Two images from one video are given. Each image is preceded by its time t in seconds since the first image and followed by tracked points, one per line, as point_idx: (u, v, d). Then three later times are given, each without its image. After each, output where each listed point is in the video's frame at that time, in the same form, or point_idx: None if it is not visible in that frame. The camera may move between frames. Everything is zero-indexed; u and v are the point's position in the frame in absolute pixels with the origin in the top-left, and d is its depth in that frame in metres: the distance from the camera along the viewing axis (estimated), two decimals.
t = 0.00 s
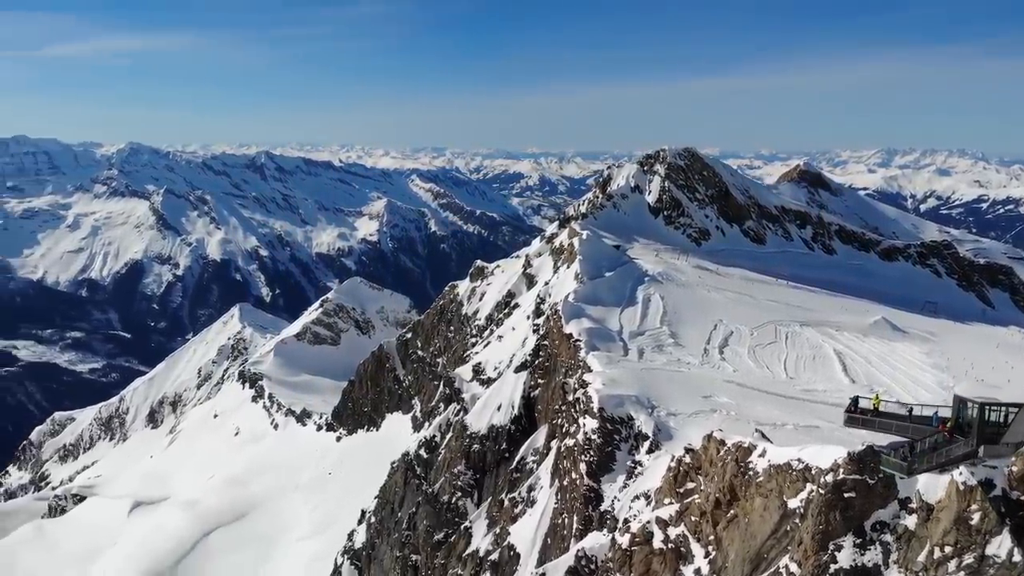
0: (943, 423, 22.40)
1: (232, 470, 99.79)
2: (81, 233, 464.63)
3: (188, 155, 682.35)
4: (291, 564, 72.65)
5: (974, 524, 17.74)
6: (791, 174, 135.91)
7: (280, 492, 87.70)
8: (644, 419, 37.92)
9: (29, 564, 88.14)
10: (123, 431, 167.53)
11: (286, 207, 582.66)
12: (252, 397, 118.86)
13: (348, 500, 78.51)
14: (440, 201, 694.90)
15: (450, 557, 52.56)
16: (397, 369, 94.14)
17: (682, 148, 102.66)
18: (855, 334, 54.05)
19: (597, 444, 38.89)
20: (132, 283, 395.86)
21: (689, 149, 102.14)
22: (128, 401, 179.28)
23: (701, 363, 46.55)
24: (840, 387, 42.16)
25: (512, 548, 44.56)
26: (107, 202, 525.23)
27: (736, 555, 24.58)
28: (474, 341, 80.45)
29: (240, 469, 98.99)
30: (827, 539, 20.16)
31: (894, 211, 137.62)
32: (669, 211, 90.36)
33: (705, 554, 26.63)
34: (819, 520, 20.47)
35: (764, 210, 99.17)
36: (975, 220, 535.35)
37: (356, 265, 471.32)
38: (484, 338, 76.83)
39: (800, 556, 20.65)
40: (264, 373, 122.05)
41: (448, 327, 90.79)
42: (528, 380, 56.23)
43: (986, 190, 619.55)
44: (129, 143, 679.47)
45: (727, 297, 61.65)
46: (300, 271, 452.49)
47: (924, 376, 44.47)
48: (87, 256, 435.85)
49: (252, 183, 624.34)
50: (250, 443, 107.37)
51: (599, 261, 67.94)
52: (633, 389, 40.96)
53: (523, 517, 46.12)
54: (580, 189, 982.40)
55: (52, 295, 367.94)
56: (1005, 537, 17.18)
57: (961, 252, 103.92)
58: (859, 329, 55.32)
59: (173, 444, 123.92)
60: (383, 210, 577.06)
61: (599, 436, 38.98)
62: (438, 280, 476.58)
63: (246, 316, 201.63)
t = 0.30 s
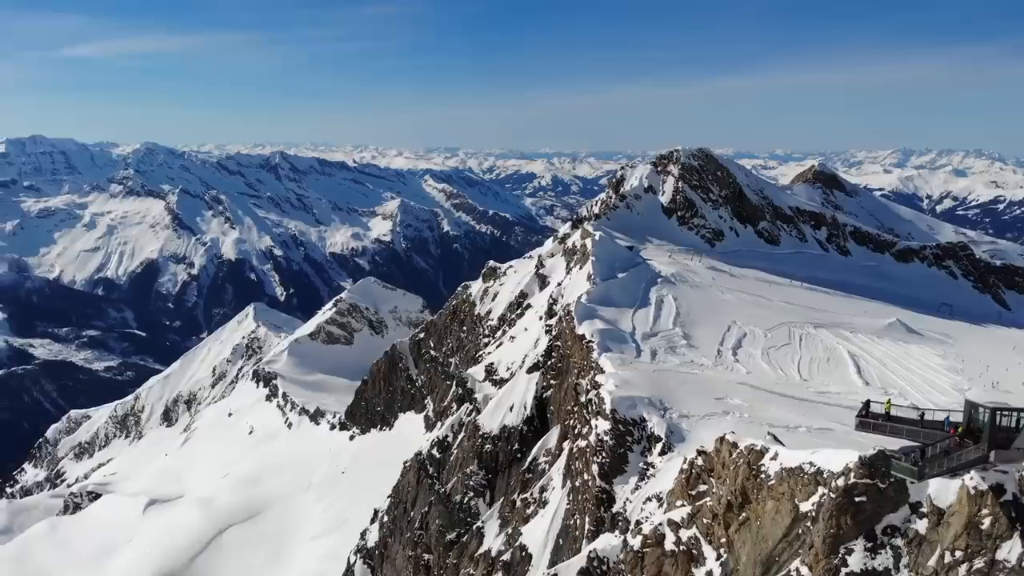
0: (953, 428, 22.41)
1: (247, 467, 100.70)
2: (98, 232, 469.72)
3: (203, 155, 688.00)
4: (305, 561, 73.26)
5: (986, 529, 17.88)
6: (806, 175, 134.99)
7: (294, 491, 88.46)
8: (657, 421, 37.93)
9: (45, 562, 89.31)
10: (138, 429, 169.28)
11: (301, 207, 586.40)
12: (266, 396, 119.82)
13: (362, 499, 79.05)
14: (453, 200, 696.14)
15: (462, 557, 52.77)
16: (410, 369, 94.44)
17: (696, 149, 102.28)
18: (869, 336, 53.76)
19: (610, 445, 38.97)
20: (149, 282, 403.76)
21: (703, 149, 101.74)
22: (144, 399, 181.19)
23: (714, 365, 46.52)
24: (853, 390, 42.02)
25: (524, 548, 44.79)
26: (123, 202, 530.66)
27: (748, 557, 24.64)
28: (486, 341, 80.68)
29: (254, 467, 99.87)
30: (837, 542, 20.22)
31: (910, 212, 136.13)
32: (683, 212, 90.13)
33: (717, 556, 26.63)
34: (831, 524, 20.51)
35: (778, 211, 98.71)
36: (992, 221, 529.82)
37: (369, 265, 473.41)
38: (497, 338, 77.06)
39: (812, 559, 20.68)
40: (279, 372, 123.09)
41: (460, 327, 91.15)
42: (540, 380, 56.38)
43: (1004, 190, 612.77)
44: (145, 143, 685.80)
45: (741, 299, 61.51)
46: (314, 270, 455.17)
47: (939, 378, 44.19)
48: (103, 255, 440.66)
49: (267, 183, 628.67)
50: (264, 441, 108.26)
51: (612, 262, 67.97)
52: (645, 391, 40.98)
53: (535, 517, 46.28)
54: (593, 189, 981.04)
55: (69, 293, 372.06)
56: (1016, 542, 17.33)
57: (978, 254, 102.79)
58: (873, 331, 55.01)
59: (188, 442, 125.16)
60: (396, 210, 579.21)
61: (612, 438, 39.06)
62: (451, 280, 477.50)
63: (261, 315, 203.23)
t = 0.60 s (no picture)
0: (964, 432, 22.39)
1: (260, 465, 101.62)
2: (113, 231, 474.64)
3: (218, 155, 693.44)
4: (318, 559, 73.87)
5: (996, 534, 17.95)
6: (820, 175, 134.21)
7: (308, 489, 89.16)
8: (669, 422, 37.99)
9: (62, 559, 90.60)
10: (153, 427, 170.97)
11: (314, 207, 589.88)
12: (280, 395, 120.78)
13: (374, 498, 79.58)
14: (466, 200, 697.47)
15: (474, 557, 53.07)
16: (423, 368, 94.80)
17: (709, 149, 102.01)
18: (884, 338, 53.45)
19: (622, 447, 39.09)
20: (163, 280, 409.24)
21: (717, 150, 101.45)
22: (159, 397, 182.96)
23: (727, 366, 46.50)
24: (867, 392, 41.87)
25: (536, 549, 45.04)
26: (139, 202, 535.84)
27: (759, 559, 24.73)
28: (498, 342, 80.94)
29: (267, 465, 100.72)
30: (849, 546, 20.26)
31: (926, 213, 134.96)
32: (696, 213, 89.96)
33: (729, 559, 26.75)
34: (841, 527, 20.59)
35: (792, 212, 98.33)
36: (1009, 221, 524.40)
37: (382, 264, 475.30)
38: (509, 339, 77.30)
39: (822, 562, 20.81)
40: (292, 371, 124.07)
41: (473, 327, 91.52)
42: (552, 381, 56.60)
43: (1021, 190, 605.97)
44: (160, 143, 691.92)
45: (754, 301, 61.32)
46: (328, 270, 457.76)
47: (954, 381, 43.93)
48: (119, 254, 445.30)
49: (281, 183, 632.95)
50: (278, 440, 109.25)
51: (625, 263, 68.03)
52: (658, 393, 41.09)
53: (547, 518, 46.52)
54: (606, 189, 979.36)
55: (85, 291, 376.46)
56: None
57: (995, 256, 101.86)
58: (888, 333, 54.69)
59: (203, 440, 126.36)
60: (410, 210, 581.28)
61: (624, 440, 39.16)
62: (463, 280, 478.48)
63: (274, 314, 204.72)
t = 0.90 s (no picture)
0: (976, 437, 22.33)
1: (274, 463, 102.51)
2: (129, 231, 479.57)
3: (233, 155, 698.91)
4: (331, 558, 74.43)
5: (1005, 539, 17.93)
6: (834, 176, 133.53)
7: (321, 488, 89.87)
8: (681, 424, 38.08)
9: (78, 556, 92.03)
10: (168, 425, 172.55)
11: (328, 207, 593.16)
12: (294, 394, 121.82)
13: (386, 497, 80.03)
14: (479, 200, 698.70)
15: (486, 558, 53.31)
16: (435, 368, 95.14)
17: (723, 150, 101.67)
18: (898, 340, 53.17)
19: (634, 448, 39.22)
20: (178, 279, 412.97)
21: (730, 150, 101.14)
22: (173, 395, 184.84)
23: (740, 368, 46.49)
24: (881, 394, 41.74)
25: (548, 549, 45.22)
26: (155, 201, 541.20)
27: (770, 561, 24.84)
28: (511, 342, 81.20)
29: (281, 463, 101.51)
30: (859, 549, 20.47)
31: (941, 214, 133.82)
32: (710, 214, 89.72)
33: (740, 561, 26.90)
34: (852, 532, 20.75)
35: (806, 212, 97.95)
36: None
37: (396, 264, 477.07)
38: (521, 339, 77.60)
39: (832, 565, 20.97)
40: (306, 370, 125.07)
41: (485, 327, 91.84)
42: (564, 382, 56.79)
43: None
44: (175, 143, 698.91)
45: (767, 302, 61.16)
46: (341, 269, 460.15)
47: (968, 384, 43.68)
48: (134, 253, 450.08)
49: (295, 183, 637.23)
50: (292, 439, 110.18)
51: (638, 264, 68.03)
52: (670, 394, 41.21)
53: (559, 518, 46.71)
54: (619, 189, 977.31)
55: (101, 290, 380.78)
56: None
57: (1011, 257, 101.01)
58: (902, 335, 54.36)
59: (217, 438, 127.56)
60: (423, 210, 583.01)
61: (636, 441, 39.27)
62: (476, 279, 479.61)
63: (288, 313, 206.31)
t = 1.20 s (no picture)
0: (987, 442, 22.37)
1: (288, 462, 103.35)
2: (145, 230, 484.42)
3: (248, 155, 703.94)
4: (345, 556, 75.05)
5: (1016, 544, 17.96)
6: (849, 176, 132.75)
7: (334, 487, 90.54)
8: (694, 427, 38.15)
9: (94, 553, 93.28)
10: (182, 423, 174.27)
11: (342, 207, 596.12)
12: (308, 393, 122.71)
13: (399, 496, 80.61)
14: (492, 200, 699.44)
15: (498, 557, 53.58)
16: (447, 368, 95.51)
17: (737, 150, 101.35)
18: (913, 342, 52.90)
19: (647, 450, 39.34)
20: (193, 279, 416.87)
21: (744, 150, 100.79)
22: (188, 393, 186.72)
23: (753, 370, 46.50)
24: (895, 397, 41.61)
25: (560, 550, 45.45)
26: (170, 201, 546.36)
27: (782, 564, 24.90)
28: (523, 342, 81.48)
29: (294, 462, 102.34)
30: (870, 554, 20.56)
31: (957, 214, 132.70)
32: (724, 215, 89.56)
33: (752, 564, 26.99)
34: (863, 536, 20.82)
35: (821, 213, 97.49)
36: None
37: (409, 263, 478.91)
38: (534, 339, 77.84)
39: (844, 568, 21.08)
40: (320, 369, 125.91)
41: (498, 328, 92.19)
42: (577, 383, 56.96)
43: None
44: (191, 144, 705.35)
45: (781, 303, 61.02)
46: (355, 269, 462.48)
47: (983, 386, 43.44)
48: (150, 252, 454.74)
49: (309, 183, 640.97)
50: (306, 438, 110.96)
51: (651, 265, 68.04)
52: (683, 396, 41.27)
53: (571, 519, 46.87)
54: (632, 189, 974.80)
55: (116, 289, 385.11)
56: None
57: None
58: (918, 337, 54.12)
59: (231, 437, 128.69)
60: (435, 210, 584.71)
61: (649, 443, 39.39)
62: (488, 279, 480.44)
63: (302, 312, 207.78)
